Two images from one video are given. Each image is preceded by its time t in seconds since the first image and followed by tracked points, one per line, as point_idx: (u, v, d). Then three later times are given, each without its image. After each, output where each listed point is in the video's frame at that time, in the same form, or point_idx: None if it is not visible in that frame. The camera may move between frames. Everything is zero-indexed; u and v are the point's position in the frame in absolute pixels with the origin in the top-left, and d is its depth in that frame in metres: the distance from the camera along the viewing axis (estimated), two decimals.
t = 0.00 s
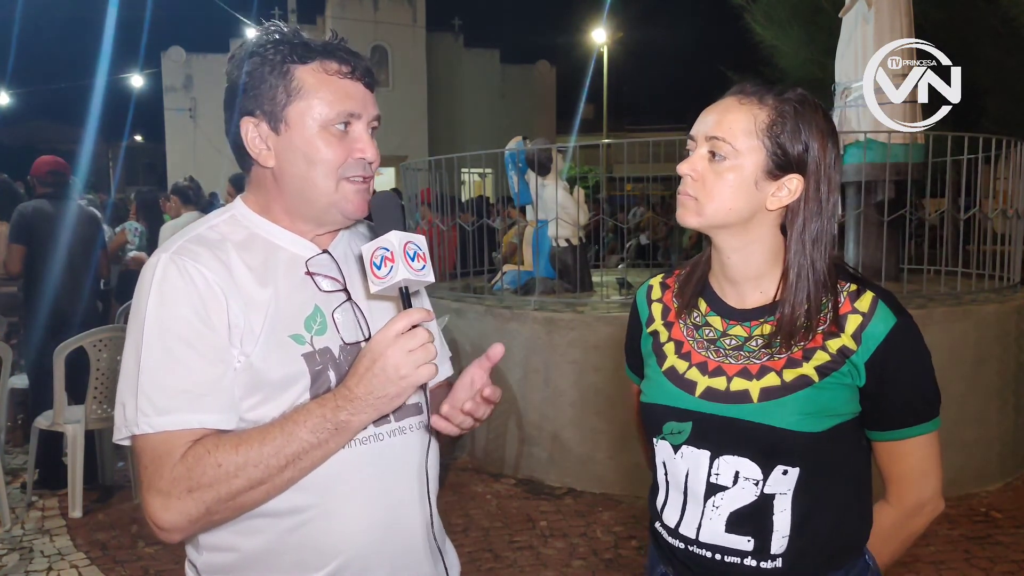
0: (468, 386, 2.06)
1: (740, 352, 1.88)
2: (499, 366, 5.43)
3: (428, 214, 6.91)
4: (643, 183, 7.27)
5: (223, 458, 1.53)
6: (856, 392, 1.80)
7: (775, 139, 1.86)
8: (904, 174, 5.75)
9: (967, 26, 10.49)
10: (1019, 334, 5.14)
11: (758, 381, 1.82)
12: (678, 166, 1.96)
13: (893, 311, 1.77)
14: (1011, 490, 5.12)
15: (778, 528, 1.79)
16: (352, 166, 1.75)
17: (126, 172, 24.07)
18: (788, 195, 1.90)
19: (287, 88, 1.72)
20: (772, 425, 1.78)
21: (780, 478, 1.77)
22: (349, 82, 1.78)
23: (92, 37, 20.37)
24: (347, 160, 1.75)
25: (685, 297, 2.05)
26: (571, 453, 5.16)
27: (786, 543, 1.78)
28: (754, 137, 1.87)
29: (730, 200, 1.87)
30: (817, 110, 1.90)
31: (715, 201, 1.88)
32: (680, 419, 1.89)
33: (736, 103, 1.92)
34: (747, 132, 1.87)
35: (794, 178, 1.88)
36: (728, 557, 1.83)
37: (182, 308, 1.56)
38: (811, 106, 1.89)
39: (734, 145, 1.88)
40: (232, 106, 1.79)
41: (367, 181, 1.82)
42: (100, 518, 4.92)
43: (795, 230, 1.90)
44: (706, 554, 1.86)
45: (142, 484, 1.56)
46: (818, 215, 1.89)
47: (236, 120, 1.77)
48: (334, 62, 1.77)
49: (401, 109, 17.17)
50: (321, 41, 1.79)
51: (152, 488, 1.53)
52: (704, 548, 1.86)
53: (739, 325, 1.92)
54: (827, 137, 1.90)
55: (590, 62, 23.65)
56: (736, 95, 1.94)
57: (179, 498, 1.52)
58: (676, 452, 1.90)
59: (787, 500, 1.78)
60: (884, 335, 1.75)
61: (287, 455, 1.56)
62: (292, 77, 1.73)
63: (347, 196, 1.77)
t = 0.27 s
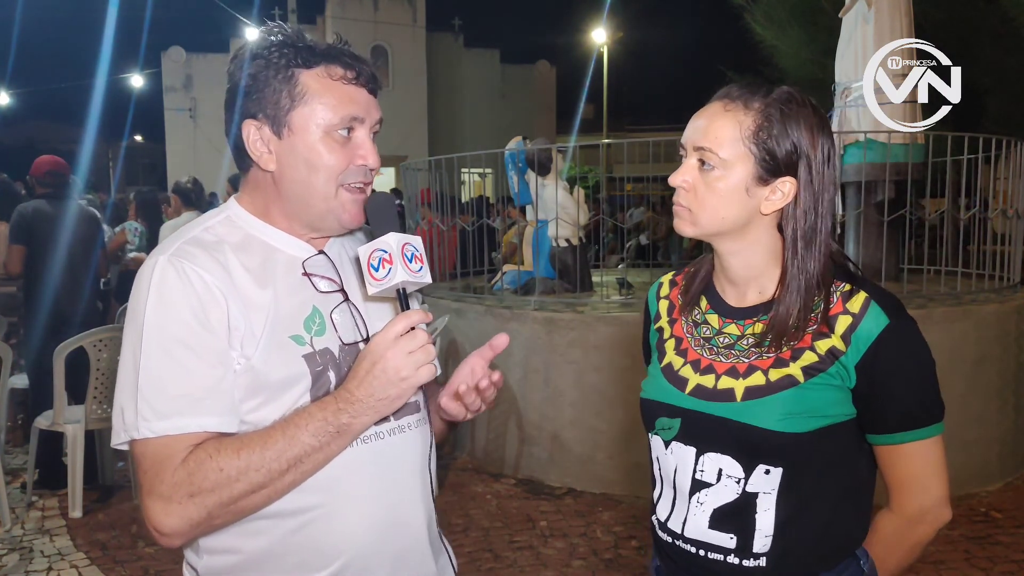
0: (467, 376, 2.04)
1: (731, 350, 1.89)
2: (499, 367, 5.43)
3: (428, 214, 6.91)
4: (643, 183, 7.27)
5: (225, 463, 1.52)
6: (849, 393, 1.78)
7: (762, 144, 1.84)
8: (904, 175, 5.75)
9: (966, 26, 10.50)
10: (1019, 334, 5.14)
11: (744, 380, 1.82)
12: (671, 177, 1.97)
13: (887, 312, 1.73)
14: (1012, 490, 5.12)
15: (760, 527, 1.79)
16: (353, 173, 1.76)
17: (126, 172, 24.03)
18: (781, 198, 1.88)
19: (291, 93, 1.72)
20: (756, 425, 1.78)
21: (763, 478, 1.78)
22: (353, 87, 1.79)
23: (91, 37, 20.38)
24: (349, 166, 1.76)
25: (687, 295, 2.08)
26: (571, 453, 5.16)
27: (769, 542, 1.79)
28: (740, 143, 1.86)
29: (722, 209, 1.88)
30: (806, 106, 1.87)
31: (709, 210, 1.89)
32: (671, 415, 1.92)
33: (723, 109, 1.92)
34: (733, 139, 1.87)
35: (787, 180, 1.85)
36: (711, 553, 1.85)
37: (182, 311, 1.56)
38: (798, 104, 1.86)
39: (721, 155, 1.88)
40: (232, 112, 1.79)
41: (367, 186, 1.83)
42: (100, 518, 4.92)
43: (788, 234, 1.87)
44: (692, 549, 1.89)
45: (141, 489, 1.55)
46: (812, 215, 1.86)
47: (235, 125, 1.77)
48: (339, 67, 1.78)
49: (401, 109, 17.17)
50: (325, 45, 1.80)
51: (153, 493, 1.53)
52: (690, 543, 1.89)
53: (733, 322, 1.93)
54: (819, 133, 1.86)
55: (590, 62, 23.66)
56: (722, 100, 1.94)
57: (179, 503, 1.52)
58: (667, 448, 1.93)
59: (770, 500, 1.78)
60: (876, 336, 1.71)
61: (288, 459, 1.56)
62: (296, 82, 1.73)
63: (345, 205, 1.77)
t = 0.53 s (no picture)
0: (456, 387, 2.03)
1: (722, 351, 1.90)
2: (499, 367, 5.43)
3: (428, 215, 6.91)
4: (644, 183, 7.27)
5: (206, 467, 1.52)
6: (835, 399, 1.75)
7: (760, 142, 1.84)
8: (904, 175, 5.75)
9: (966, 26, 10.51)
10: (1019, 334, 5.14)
11: (729, 381, 1.83)
12: (670, 173, 1.98)
13: (875, 315, 1.69)
14: (1012, 490, 5.12)
15: (741, 528, 1.79)
16: (335, 168, 1.75)
17: (126, 172, 24.48)
18: (780, 197, 1.87)
19: (270, 89, 1.73)
20: (738, 427, 1.78)
21: (744, 479, 1.78)
22: (334, 81, 1.77)
23: (92, 37, 20.38)
24: (330, 161, 1.74)
25: (691, 297, 2.11)
26: (571, 453, 5.16)
27: (750, 544, 1.79)
28: (738, 141, 1.86)
29: (718, 206, 1.88)
30: (807, 104, 1.86)
31: (706, 207, 1.90)
32: (661, 414, 1.95)
33: (722, 107, 1.92)
34: (732, 136, 1.87)
35: (785, 179, 1.85)
36: (694, 552, 1.87)
37: (175, 314, 1.56)
38: (798, 102, 1.86)
39: (719, 152, 1.88)
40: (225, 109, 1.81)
41: (355, 182, 1.81)
42: (101, 518, 4.92)
43: (784, 233, 1.86)
44: (677, 547, 1.91)
45: (127, 491, 1.58)
46: (809, 215, 1.85)
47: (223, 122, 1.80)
48: (319, 62, 1.76)
49: (402, 109, 17.17)
50: (309, 40, 1.79)
51: (137, 494, 1.55)
52: (675, 541, 1.91)
53: (727, 323, 1.94)
54: (818, 131, 1.86)
55: (590, 62, 23.70)
56: (723, 98, 1.94)
57: (161, 506, 1.53)
58: (659, 445, 1.96)
59: (751, 501, 1.78)
60: (863, 338, 1.68)
61: (270, 464, 1.56)
62: (276, 77, 1.73)
63: (329, 199, 1.76)
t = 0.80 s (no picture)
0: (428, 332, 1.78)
1: (717, 352, 1.90)
2: (498, 367, 5.43)
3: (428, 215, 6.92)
4: (644, 183, 7.28)
5: (169, 459, 1.53)
6: (827, 401, 1.75)
7: (760, 142, 1.85)
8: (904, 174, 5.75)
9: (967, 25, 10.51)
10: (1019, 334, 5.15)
11: (721, 381, 1.84)
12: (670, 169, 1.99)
13: (866, 317, 1.68)
14: (1012, 489, 5.12)
15: (730, 530, 1.79)
16: (297, 160, 1.71)
17: (126, 173, 24.01)
18: (779, 197, 1.87)
19: (241, 86, 1.75)
20: (728, 428, 1.79)
21: (733, 480, 1.79)
22: (293, 74, 1.72)
23: (92, 38, 20.37)
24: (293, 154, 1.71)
25: (692, 297, 2.12)
26: (571, 453, 5.16)
27: (739, 546, 1.79)
28: (738, 140, 1.87)
29: (713, 203, 1.89)
30: (809, 106, 1.86)
31: (703, 205, 1.91)
32: (656, 414, 1.96)
33: (724, 104, 1.92)
34: (731, 135, 1.87)
35: (784, 180, 1.85)
36: (685, 552, 1.87)
37: (157, 305, 1.60)
38: (801, 103, 1.86)
39: (719, 150, 1.88)
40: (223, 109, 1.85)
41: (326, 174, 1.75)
42: (101, 518, 4.92)
43: (780, 234, 1.87)
44: (668, 547, 1.92)
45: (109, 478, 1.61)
46: (808, 216, 1.85)
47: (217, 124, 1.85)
48: (276, 57, 1.74)
49: (402, 110, 17.18)
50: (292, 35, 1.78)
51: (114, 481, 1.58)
52: (667, 541, 1.92)
53: (725, 325, 1.94)
54: (819, 133, 1.86)
55: (591, 62, 23.72)
56: (726, 95, 1.94)
57: (131, 494, 1.55)
58: (653, 445, 1.97)
59: (741, 503, 1.78)
60: (852, 341, 1.67)
61: (232, 459, 1.54)
62: (246, 75, 1.74)
63: (294, 191, 1.72)
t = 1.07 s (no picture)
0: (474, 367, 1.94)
1: (716, 353, 1.91)
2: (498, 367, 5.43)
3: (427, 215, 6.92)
4: (644, 183, 7.27)
5: (176, 457, 1.54)
6: (828, 403, 1.74)
7: (759, 146, 1.84)
8: (904, 174, 5.75)
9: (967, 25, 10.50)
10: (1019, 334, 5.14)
11: (721, 383, 1.84)
12: (670, 173, 1.99)
13: (866, 319, 1.68)
14: (1012, 490, 5.12)
15: (730, 531, 1.79)
16: (319, 169, 1.73)
17: (126, 171, 24.19)
18: (778, 201, 1.87)
19: (260, 92, 1.75)
20: (727, 429, 1.79)
21: (732, 482, 1.79)
22: (317, 82, 1.74)
23: (92, 38, 20.37)
24: (315, 163, 1.73)
25: (692, 299, 2.11)
26: (571, 453, 5.16)
27: (738, 547, 1.79)
28: (737, 145, 1.87)
29: (713, 208, 1.89)
30: (808, 106, 1.86)
31: (703, 209, 1.91)
32: (655, 415, 1.96)
33: (723, 108, 1.92)
34: (731, 140, 1.87)
35: (784, 183, 1.85)
36: (684, 554, 1.87)
37: (160, 302, 1.61)
38: (800, 104, 1.86)
39: (718, 154, 1.88)
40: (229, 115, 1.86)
41: (346, 183, 1.78)
42: (101, 518, 4.92)
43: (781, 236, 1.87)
44: (667, 548, 1.91)
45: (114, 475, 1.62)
46: (808, 219, 1.85)
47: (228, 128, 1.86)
48: (301, 63, 1.74)
49: (402, 109, 17.17)
50: (302, 40, 1.78)
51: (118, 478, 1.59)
52: (666, 543, 1.92)
53: (725, 326, 1.94)
54: (818, 133, 1.85)
55: (591, 62, 23.71)
56: (725, 98, 1.94)
57: (136, 491, 1.56)
58: (653, 447, 1.97)
59: (740, 504, 1.78)
60: (852, 343, 1.67)
61: (238, 458, 1.54)
62: (265, 80, 1.75)
63: (316, 200, 1.74)
